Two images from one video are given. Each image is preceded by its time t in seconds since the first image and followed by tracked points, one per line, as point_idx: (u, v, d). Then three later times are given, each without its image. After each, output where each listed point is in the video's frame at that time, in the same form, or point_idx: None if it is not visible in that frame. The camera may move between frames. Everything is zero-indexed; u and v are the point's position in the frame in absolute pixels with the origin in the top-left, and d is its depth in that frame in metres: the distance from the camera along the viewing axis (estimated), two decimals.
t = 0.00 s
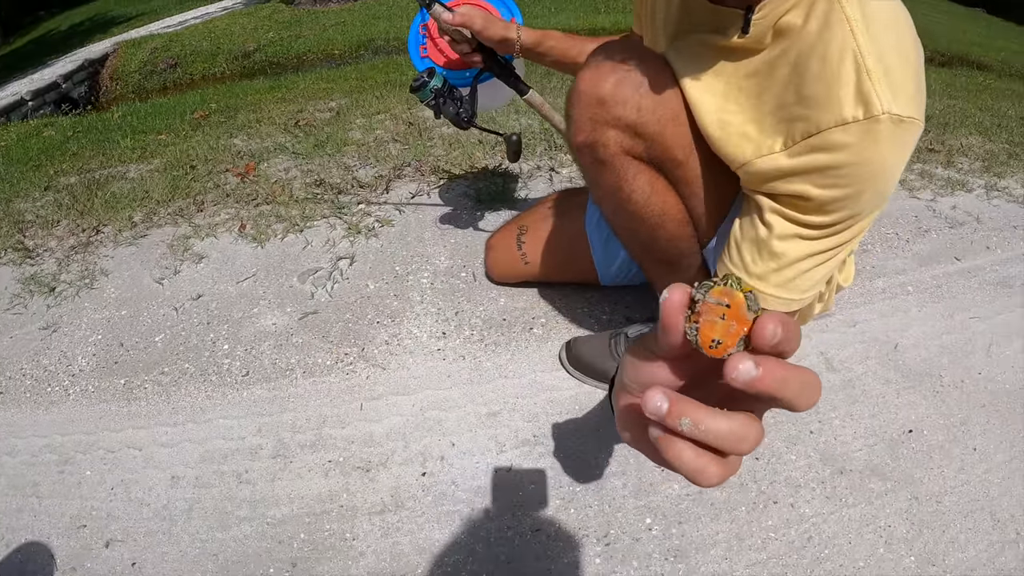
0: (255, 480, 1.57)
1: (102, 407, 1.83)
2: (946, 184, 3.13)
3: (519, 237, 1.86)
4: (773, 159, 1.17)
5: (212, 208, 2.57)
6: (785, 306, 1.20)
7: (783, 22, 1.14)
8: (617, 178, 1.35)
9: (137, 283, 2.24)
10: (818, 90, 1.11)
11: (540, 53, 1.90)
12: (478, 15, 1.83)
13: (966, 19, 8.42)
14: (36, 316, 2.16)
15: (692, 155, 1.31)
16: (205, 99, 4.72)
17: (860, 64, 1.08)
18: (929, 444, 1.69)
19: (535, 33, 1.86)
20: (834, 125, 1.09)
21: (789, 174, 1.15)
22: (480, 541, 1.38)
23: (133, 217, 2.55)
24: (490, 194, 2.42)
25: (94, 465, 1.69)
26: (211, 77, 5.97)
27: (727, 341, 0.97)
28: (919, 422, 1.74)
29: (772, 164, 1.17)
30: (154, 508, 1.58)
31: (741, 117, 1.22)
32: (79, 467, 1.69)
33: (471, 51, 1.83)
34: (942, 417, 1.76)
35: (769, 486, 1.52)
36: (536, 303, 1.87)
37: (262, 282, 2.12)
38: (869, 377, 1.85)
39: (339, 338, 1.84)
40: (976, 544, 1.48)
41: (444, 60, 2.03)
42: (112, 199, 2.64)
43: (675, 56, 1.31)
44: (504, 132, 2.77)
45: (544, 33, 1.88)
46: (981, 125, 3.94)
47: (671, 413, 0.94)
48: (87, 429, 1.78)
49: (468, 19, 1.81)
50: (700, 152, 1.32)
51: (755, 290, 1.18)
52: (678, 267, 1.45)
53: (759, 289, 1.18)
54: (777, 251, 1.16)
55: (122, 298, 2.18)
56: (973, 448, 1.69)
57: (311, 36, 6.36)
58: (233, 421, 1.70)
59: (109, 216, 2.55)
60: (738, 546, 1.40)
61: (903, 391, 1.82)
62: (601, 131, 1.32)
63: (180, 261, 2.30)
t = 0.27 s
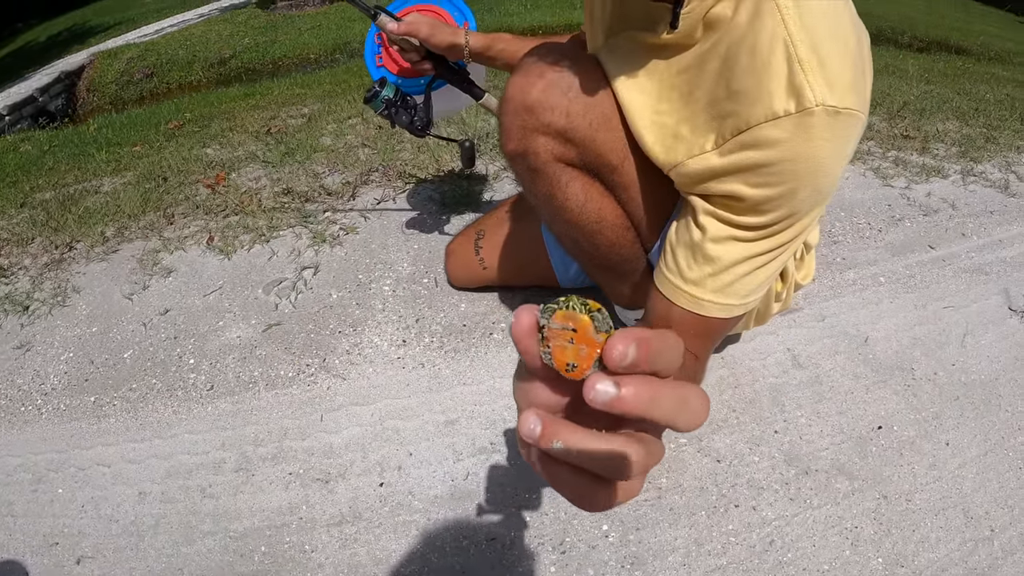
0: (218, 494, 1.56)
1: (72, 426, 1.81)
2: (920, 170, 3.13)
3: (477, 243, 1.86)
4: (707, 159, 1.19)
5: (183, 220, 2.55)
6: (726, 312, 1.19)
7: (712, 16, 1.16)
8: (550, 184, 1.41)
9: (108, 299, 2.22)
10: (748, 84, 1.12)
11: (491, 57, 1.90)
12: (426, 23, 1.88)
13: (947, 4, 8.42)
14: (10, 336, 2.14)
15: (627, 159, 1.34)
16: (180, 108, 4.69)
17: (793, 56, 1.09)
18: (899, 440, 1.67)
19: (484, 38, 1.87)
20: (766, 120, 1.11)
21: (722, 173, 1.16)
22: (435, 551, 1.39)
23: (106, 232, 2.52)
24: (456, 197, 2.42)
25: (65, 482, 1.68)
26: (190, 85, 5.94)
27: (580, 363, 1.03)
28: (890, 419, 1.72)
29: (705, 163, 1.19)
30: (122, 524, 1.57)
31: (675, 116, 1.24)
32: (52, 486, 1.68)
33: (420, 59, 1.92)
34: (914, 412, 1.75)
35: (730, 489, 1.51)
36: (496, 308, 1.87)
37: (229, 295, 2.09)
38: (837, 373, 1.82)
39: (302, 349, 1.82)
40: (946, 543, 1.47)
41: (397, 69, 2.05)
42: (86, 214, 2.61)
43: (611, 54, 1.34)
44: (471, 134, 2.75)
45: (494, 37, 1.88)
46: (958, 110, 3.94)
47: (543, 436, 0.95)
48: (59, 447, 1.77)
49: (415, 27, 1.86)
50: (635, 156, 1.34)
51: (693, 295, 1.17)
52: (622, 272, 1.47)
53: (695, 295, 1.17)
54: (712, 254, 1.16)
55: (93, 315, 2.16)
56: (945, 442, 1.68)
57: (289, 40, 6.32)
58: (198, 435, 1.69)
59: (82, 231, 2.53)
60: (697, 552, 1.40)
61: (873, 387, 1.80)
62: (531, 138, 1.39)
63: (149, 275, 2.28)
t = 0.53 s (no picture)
0: (209, 492, 1.54)
1: (62, 427, 1.79)
2: (912, 154, 3.12)
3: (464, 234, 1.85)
4: (693, 142, 1.17)
5: (171, 219, 2.53)
6: (720, 296, 1.17)
7: None
8: (536, 170, 1.38)
9: (97, 299, 2.19)
10: (732, 65, 1.11)
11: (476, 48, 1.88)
12: (407, 16, 1.86)
13: None
14: None
15: (613, 144, 1.34)
16: (166, 107, 4.64)
17: (778, 35, 1.07)
18: (894, 424, 1.66)
19: (467, 29, 1.85)
20: (751, 100, 1.09)
21: (709, 156, 1.15)
22: (428, 543, 1.38)
23: (94, 233, 2.49)
24: (444, 188, 2.41)
25: (57, 485, 1.66)
26: (178, 84, 5.89)
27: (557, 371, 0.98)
28: (885, 403, 1.71)
29: (691, 146, 1.18)
30: (114, 525, 1.55)
31: (660, 99, 1.23)
32: (44, 488, 1.66)
33: (403, 53, 1.91)
34: (909, 396, 1.74)
35: (725, 476, 1.50)
36: (486, 299, 1.86)
37: (217, 292, 2.07)
38: (830, 358, 1.81)
39: (291, 344, 1.80)
40: (945, 527, 1.47)
41: (380, 65, 2.02)
42: (74, 215, 2.58)
43: (594, 37, 1.32)
44: (458, 126, 2.74)
45: (477, 28, 1.87)
46: (948, 95, 3.93)
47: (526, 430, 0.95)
48: (50, 449, 1.75)
49: (396, 21, 1.84)
50: (621, 140, 1.34)
51: (685, 280, 1.16)
52: (612, 258, 1.46)
53: (687, 280, 1.16)
54: (703, 239, 1.14)
55: (82, 316, 2.14)
56: (941, 425, 1.68)
57: (276, 37, 6.28)
58: (188, 434, 1.67)
59: (70, 232, 2.50)
60: (693, 540, 1.39)
61: (867, 371, 1.79)
62: (516, 124, 1.36)
63: (138, 274, 2.26)
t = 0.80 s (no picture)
0: (211, 484, 1.55)
1: (64, 423, 1.80)
2: (908, 144, 3.13)
3: (462, 225, 1.86)
4: (692, 134, 1.18)
5: (168, 213, 2.53)
6: (728, 287, 1.17)
7: None
8: (534, 163, 1.40)
9: (96, 295, 2.20)
10: (728, 58, 1.12)
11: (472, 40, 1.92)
12: (403, 10, 1.84)
13: None
14: None
15: (612, 136, 1.34)
16: (163, 101, 4.63)
17: (771, 27, 1.07)
18: (890, 412, 1.67)
19: (463, 23, 1.88)
20: (748, 93, 1.10)
21: (708, 149, 1.16)
22: (428, 532, 1.39)
23: (92, 229, 2.50)
24: (442, 180, 2.41)
25: (59, 480, 1.67)
26: (174, 78, 5.87)
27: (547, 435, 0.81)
28: (880, 390, 1.73)
29: (690, 138, 1.18)
30: (116, 518, 1.56)
31: (659, 92, 1.24)
32: (46, 483, 1.67)
33: (400, 47, 1.89)
34: (904, 384, 1.76)
35: (722, 464, 1.51)
36: (484, 290, 1.87)
37: (216, 285, 2.07)
38: (826, 346, 1.82)
39: (291, 336, 1.81)
40: (940, 514, 1.48)
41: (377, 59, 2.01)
42: (72, 211, 2.58)
43: (592, 29, 1.33)
44: (455, 117, 2.74)
45: (472, 21, 1.90)
46: (945, 85, 3.93)
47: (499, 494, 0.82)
48: (52, 444, 1.76)
49: (393, 15, 1.82)
50: (619, 132, 1.33)
51: (692, 273, 1.16)
52: (611, 250, 1.47)
53: (693, 272, 1.16)
54: (708, 232, 1.15)
55: (81, 312, 2.15)
56: (936, 413, 1.69)
57: (272, 29, 6.25)
58: (189, 427, 1.68)
59: (68, 228, 2.50)
60: (691, 527, 1.40)
61: (863, 359, 1.81)
62: (513, 116, 1.38)
63: (136, 269, 2.26)
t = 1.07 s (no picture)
0: (215, 466, 1.55)
1: (66, 408, 1.81)
2: (907, 130, 3.12)
3: (463, 207, 1.86)
4: (694, 111, 1.17)
5: (169, 201, 2.52)
6: (735, 264, 1.17)
7: None
8: (537, 141, 1.40)
9: (98, 283, 2.20)
10: (728, 35, 1.10)
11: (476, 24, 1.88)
12: None
13: None
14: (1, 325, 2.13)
15: (615, 113, 1.33)
16: (162, 92, 4.62)
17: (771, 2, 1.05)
18: (890, 390, 1.68)
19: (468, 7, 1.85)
20: (749, 69, 1.08)
21: (710, 126, 1.15)
22: (432, 510, 1.40)
23: (92, 218, 2.49)
24: (442, 164, 2.41)
25: (62, 465, 1.67)
26: (172, 69, 5.85)
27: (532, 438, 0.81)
28: (880, 369, 1.73)
29: (692, 116, 1.17)
30: (120, 501, 1.56)
31: (661, 69, 1.23)
32: (49, 469, 1.67)
33: (405, 33, 1.88)
34: (905, 363, 1.76)
35: (724, 441, 1.52)
36: (486, 271, 1.87)
37: (217, 271, 2.07)
38: (826, 326, 1.82)
39: (293, 319, 1.81)
40: (942, 491, 1.48)
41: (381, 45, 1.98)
42: (71, 200, 2.58)
43: (593, 6, 1.31)
44: (455, 103, 2.73)
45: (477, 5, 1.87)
46: (944, 71, 3.92)
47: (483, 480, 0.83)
48: (55, 430, 1.76)
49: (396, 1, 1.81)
50: (622, 108, 1.32)
51: (698, 249, 1.17)
52: (614, 228, 1.47)
53: (699, 249, 1.16)
54: (713, 209, 1.15)
55: (83, 299, 2.15)
56: (937, 392, 1.69)
57: (269, 20, 6.23)
58: (192, 410, 1.69)
59: (68, 218, 2.50)
60: (694, 503, 1.40)
61: (864, 338, 1.81)
62: (516, 94, 1.38)
63: (137, 257, 2.26)
